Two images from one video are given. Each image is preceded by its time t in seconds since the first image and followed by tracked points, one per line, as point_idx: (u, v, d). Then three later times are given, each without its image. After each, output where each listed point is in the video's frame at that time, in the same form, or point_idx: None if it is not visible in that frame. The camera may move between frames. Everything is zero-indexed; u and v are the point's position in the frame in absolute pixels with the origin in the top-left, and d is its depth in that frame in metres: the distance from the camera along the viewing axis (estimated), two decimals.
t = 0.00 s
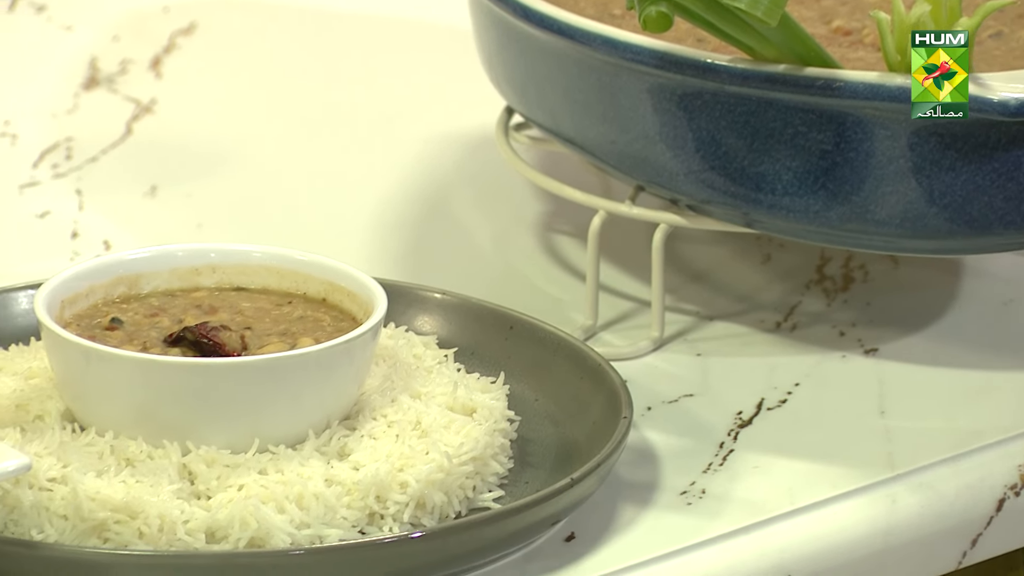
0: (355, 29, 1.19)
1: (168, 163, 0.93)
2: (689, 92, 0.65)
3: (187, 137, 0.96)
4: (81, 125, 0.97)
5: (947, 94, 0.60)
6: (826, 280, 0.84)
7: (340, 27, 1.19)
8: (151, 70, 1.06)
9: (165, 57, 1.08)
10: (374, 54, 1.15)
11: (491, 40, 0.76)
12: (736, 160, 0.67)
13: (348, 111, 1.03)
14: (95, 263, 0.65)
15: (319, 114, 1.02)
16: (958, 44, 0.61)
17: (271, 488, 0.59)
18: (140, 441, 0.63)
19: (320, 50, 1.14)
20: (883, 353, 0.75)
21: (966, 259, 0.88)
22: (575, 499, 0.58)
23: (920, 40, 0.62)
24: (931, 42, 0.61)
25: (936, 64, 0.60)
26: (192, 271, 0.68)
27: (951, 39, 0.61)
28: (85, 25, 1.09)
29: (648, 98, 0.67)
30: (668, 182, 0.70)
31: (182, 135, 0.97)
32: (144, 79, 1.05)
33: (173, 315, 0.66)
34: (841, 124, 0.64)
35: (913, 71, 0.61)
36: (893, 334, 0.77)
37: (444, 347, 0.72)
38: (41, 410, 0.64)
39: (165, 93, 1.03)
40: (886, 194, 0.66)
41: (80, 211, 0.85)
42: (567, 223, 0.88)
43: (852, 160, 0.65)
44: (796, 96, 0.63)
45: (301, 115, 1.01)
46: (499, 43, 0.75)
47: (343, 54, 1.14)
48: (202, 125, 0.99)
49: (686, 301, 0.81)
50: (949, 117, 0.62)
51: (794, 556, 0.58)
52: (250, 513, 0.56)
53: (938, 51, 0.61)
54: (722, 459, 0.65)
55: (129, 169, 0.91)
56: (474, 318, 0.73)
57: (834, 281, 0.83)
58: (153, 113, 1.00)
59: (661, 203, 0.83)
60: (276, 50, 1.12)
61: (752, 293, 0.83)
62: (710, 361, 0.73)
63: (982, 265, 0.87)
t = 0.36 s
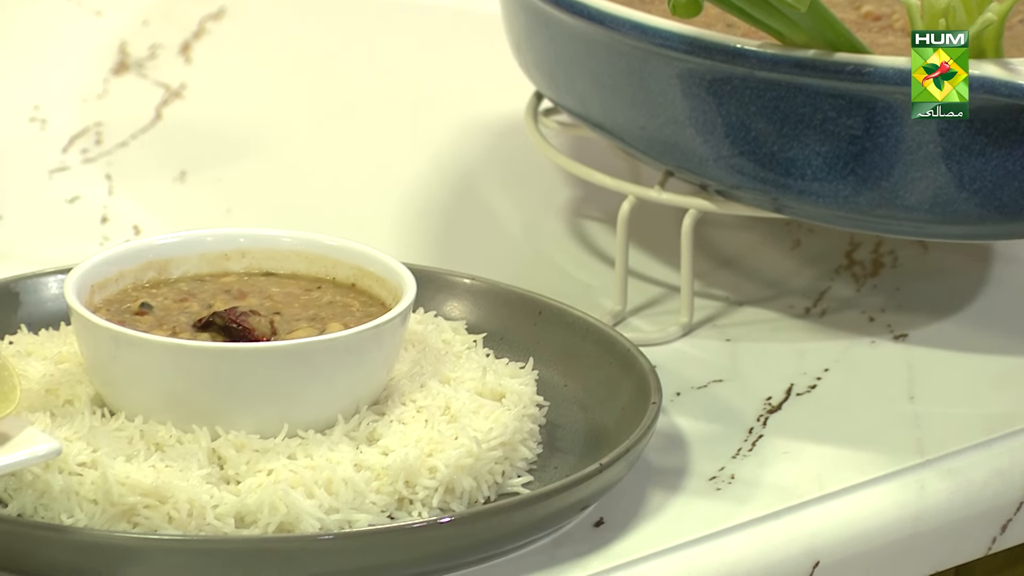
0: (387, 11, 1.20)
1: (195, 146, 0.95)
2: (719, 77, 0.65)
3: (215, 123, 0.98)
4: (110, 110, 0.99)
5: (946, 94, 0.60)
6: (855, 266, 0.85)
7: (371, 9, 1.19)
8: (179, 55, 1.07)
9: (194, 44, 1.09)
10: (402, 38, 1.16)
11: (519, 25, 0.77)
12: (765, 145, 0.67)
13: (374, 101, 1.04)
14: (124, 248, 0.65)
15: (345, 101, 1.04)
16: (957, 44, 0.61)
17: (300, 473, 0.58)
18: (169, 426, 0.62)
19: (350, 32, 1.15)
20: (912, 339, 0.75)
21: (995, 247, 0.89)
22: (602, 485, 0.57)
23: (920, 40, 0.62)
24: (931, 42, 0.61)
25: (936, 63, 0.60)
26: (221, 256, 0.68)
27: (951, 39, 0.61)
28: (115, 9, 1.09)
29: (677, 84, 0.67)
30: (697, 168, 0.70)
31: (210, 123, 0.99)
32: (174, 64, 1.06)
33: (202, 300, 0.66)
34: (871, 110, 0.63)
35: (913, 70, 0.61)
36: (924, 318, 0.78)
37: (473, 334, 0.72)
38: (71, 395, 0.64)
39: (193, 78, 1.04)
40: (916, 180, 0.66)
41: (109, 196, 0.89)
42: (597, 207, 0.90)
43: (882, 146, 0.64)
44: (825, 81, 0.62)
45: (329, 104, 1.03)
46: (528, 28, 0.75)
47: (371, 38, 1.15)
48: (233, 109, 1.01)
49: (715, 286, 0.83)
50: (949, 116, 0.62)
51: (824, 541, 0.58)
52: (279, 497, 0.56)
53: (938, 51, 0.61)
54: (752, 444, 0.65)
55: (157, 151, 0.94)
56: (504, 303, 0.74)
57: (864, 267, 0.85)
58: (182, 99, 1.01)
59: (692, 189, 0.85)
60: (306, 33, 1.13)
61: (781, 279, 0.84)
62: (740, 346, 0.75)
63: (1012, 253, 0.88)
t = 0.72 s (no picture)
0: None
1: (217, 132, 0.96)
2: (740, 61, 0.65)
3: (238, 103, 0.98)
4: (132, 95, 0.96)
5: (946, 93, 0.61)
6: (877, 249, 0.86)
7: None
8: (201, 38, 1.00)
9: (216, 27, 1.01)
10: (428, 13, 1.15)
11: (541, 9, 0.77)
12: (787, 129, 0.67)
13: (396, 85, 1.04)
14: (146, 232, 0.65)
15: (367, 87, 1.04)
16: (957, 44, 0.60)
17: (322, 457, 0.58)
18: (190, 410, 0.62)
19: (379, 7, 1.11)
20: (934, 323, 0.76)
21: (1016, 231, 0.89)
22: (622, 470, 0.56)
23: (919, 39, 0.61)
24: (931, 42, 0.60)
25: (937, 64, 0.60)
26: (243, 239, 0.68)
27: (952, 38, 0.60)
28: None
29: (699, 67, 0.67)
30: (718, 152, 0.70)
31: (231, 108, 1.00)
32: (195, 48, 1.00)
33: (224, 284, 0.66)
34: (893, 94, 0.63)
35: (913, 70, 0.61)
36: (946, 302, 0.78)
37: (494, 318, 0.73)
38: (93, 377, 0.64)
39: (216, 61, 1.00)
40: (937, 163, 0.65)
41: (130, 179, 0.92)
42: (617, 191, 0.95)
43: (904, 129, 0.64)
44: (847, 65, 0.62)
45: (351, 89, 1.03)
46: (549, 13, 0.76)
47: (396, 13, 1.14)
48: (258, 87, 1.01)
49: (736, 271, 0.83)
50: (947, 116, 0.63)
51: (844, 525, 0.58)
52: (301, 481, 0.56)
53: (939, 50, 0.60)
54: (773, 429, 0.65)
55: (179, 139, 0.95)
56: (525, 287, 0.75)
57: (886, 250, 0.85)
58: (205, 83, 0.98)
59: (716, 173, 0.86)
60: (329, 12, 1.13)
61: (803, 263, 0.85)
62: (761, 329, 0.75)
63: None
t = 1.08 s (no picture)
0: None
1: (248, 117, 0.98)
2: (770, 47, 0.65)
3: (273, 92, 1.00)
4: (161, 79, 1.00)
5: (946, 91, 0.62)
6: (906, 235, 0.86)
7: None
8: (231, 25, 1.04)
9: (245, 14, 1.05)
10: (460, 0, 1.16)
11: None
12: (816, 115, 0.66)
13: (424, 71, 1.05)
14: (176, 218, 0.65)
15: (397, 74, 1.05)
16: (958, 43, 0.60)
17: (351, 442, 0.58)
18: (220, 395, 0.62)
19: None
20: (963, 310, 0.76)
21: None
22: (654, 455, 0.56)
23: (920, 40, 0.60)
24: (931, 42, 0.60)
25: (936, 65, 0.60)
26: (272, 226, 0.69)
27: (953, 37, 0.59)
28: None
29: (728, 54, 0.67)
30: (748, 137, 0.70)
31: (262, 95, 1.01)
32: (223, 32, 1.04)
33: (253, 270, 0.66)
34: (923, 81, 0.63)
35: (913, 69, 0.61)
36: (974, 289, 0.78)
37: (523, 304, 0.73)
38: (122, 363, 0.64)
39: (244, 46, 1.03)
40: (967, 150, 0.65)
41: (159, 164, 0.93)
42: (646, 177, 0.94)
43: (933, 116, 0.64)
44: (877, 52, 0.62)
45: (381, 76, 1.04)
46: None
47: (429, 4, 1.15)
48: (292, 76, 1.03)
49: (766, 257, 0.84)
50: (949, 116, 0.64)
51: (874, 511, 0.58)
52: (330, 467, 0.56)
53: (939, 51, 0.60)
54: (802, 416, 0.65)
55: (214, 121, 0.97)
56: (553, 274, 0.75)
57: (915, 237, 0.85)
58: (233, 68, 1.02)
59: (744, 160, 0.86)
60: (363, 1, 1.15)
61: (833, 249, 0.85)
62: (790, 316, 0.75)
63: None
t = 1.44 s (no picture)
0: None
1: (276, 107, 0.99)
2: (798, 37, 0.65)
3: (304, 85, 1.01)
4: (190, 68, 1.02)
5: (947, 91, 0.63)
6: (935, 224, 0.86)
7: None
8: (260, 13, 1.07)
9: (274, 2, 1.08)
10: None
11: None
12: (844, 105, 0.66)
13: (451, 63, 1.06)
14: (204, 207, 0.66)
15: (425, 65, 1.06)
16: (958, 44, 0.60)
17: (378, 432, 0.57)
18: (247, 384, 0.61)
19: None
20: (991, 299, 0.76)
21: None
22: (680, 445, 0.56)
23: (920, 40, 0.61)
24: (931, 42, 0.61)
25: (936, 65, 0.61)
26: (300, 215, 0.69)
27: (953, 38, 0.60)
28: None
29: (756, 43, 0.67)
30: (777, 127, 0.70)
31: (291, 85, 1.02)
32: (252, 21, 1.07)
33: (281, 259, 0.66)
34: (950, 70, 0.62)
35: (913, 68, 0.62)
36: (1002, 279, 0.78)
37: (551, 294, 0.73)
38: (150, 352, 0.64)
39: (272, 36, 1.06)
40: (996, 139, 0.65)
41: (188, 153, 0.93)
42: (674, 167, 0.94)
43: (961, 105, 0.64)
44: (904, 41, 0.62)
45: (409, 68, 1.05)
46: None
47: None
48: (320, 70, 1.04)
49: (794, 247, 0.84)
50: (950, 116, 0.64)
51: (901, 501, 0.57)
52: (357, 456, 0.55)
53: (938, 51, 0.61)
54: (830, 405, 0.65)
55: (240, 113, 0.98)
56: (582, 263, 0.75)
57: (943, 227, 0.85)
58: (262, 57, 1.04)
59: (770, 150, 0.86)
60: None
61: (861, 238, 0.85)
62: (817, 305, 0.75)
63: None
